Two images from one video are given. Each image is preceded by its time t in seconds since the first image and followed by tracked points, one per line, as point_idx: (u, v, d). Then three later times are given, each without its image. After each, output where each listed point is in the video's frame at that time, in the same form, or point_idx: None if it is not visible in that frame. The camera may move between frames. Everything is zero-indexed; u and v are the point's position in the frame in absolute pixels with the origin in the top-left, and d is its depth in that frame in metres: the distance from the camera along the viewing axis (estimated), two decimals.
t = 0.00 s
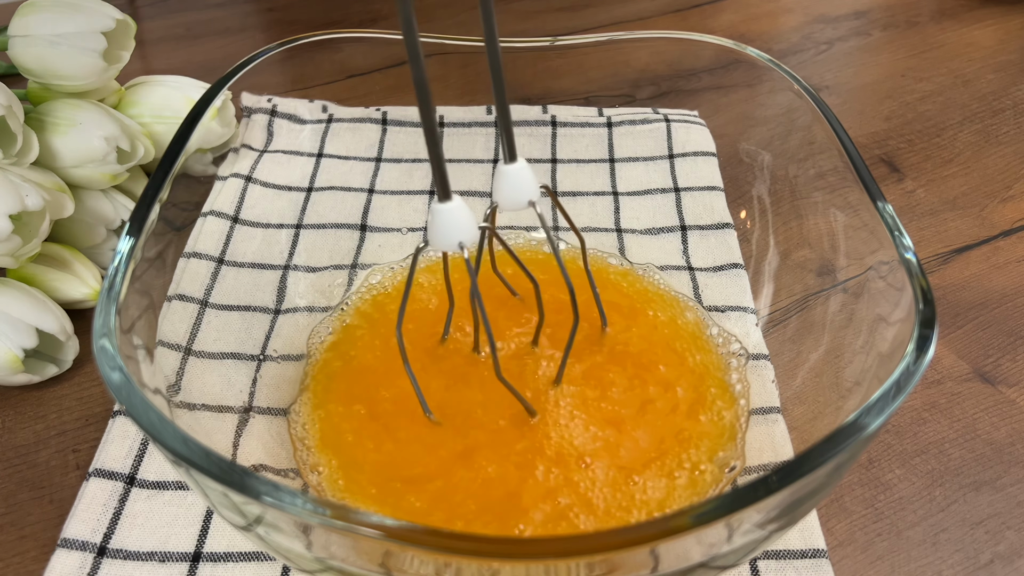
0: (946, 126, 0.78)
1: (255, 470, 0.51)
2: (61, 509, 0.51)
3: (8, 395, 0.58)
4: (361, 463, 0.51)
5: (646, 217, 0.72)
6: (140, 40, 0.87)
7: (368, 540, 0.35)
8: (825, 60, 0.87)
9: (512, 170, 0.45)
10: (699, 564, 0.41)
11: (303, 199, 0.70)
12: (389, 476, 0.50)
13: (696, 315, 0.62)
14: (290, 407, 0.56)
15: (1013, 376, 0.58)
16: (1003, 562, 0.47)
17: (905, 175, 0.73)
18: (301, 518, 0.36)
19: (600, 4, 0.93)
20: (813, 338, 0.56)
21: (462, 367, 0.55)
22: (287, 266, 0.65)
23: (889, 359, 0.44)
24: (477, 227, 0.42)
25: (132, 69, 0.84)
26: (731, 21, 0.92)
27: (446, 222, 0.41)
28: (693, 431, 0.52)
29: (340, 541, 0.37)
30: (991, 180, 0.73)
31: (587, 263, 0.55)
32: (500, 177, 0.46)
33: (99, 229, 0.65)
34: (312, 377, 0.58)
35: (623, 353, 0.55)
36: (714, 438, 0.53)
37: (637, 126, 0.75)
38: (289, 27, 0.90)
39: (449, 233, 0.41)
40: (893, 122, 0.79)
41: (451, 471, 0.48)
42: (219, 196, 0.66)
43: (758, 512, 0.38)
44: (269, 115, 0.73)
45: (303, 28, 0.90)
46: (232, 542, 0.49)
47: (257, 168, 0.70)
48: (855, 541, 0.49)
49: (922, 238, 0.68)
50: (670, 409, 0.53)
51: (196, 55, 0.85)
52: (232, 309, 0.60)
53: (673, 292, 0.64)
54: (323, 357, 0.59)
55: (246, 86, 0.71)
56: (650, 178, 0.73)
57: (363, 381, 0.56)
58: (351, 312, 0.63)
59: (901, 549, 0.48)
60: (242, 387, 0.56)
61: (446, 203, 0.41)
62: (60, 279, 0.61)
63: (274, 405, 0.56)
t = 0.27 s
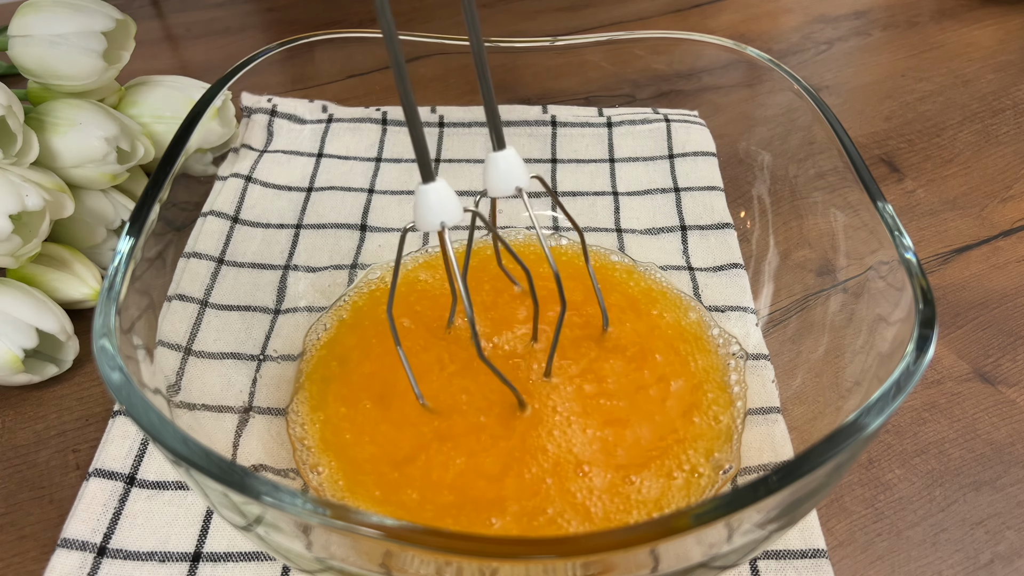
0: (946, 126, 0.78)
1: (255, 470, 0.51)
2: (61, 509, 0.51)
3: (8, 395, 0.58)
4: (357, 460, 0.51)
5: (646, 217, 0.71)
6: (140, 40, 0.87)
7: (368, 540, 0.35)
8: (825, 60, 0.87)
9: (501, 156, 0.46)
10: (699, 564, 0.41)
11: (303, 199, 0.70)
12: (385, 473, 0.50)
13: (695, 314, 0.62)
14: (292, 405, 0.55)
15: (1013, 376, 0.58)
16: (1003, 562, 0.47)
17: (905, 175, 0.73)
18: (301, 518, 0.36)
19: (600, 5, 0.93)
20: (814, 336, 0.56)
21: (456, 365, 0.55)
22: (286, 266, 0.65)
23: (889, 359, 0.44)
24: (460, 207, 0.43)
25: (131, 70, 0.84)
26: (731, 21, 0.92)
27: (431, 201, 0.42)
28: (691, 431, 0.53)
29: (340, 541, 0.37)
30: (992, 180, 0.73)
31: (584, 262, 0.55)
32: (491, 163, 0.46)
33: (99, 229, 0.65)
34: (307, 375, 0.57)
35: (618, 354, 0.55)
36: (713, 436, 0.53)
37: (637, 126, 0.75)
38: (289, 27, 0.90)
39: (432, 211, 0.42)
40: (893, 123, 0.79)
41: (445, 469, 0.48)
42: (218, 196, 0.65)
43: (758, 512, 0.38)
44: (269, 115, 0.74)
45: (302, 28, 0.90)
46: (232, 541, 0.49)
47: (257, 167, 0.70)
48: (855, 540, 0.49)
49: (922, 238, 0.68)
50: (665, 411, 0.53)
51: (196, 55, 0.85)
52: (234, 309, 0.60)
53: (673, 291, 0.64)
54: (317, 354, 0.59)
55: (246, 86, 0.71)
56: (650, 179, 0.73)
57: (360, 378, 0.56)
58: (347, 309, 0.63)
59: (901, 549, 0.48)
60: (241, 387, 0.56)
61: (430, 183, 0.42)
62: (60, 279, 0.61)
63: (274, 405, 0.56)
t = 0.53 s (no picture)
0: (946, 126, 0.78)
1: (255, 470, 0.51)
2: (61, 509, 0.51)
3: (8, 395, 0.58)
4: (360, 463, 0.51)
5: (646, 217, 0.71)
6: (140, 40, 0.87)
7: (371, 540, 0.35)
8: (825, 60, 0.87)
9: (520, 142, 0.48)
10: (699, 564, 0.41)
11: (303, 199, 0.69)
12: (388, 474, 0.50)
13: (699, 314, 0.62)
14: (295, 409, 0.56)
15: (1013, 376, 0.58)
16: (1003, 562, 0.47)
17: (905, 175, 0.73)
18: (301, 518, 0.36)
19: (600, 5, 0.93)
20: (815, 335, 0.56)
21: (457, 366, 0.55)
22: (287, 266, 0.65)
23: (887, 360, 0.44)
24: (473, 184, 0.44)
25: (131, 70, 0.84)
26: (731, 21, 0.92)
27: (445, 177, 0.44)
28: (695, 430, 0.53)
29: (340, 541, 0.37)
30: (991, 180, 0.73)
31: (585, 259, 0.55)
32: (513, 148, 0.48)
33: (99, 230, 0.65)
34: (310, 379, 0.58)
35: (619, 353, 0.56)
36: (717, 435, 0.53)
37: (637, 126, 0.75)
38: (289, 27, 0.90)
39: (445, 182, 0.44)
40: (893, 123, 0.79)
41: (445, 468, 0.49)
42: (218, 196, 0.65)
43: (758, 512, 0.38)
44: (269, 115, 0.73)
45: (303, 28, 0.90)
46: (233, 541, 0.48)
47: (257, 168, 0.70)
48: (855, 540, 0.49)
49: (922, 238, 0.68)
50: (669, 409, 0.53)
51: (196, 55, 0.85)
52: (234, 308, 0.60)
53: (676, 289, 0.64)
54: (321, 358, 0.59)
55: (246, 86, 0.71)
56: (650, 179, 0.73)
57: (362, 379, 0.56)
58: (350, 312, 0.63)
59: (900, 549, 0.48)
60: (242, 386, 0.56)
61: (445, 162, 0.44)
62: (60, 279, 0.61)
63: (274, 405, 0.56)
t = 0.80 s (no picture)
0: (946, 126, 0.78)
1: (255, 470, 0.50)
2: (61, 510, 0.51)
3: (7, 395, 0.58)
4: (358, 466, 0.52)
5: (647, 216, 0.71)
6: (140, 40, 0.87)
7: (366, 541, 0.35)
8: (825, 60, 0.87)
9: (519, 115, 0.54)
10: (699, 563, 0.41)
11: (303, 198, 0.69)
12: (388, 480, 0.51)
13: (695, 317, 0.63)
14: (292, 409, 0.56)
15: (1012, 376, 0.58)
16: (1002, 562, 0.48)
17: (905, 175, 0.73)
18: (301, 519, 0.36)
19: (600, 5, 0.93)
20: (814, 335, 0.56)
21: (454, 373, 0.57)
22: (287, 266, 0.65)
23: (885, 362, 0.44)
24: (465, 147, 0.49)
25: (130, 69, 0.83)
26: (731, 21, 0.92)
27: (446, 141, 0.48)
28: (687, 437, 0.54)
29: (341, 542, 0.37)
30: (991, 181, 0.73)
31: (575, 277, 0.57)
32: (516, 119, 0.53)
33: (99, 229, 0.65)
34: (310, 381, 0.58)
35: (610, 367, 0.57)
36: (711, 440, 0.54)
37: (640, 124, 0.74)
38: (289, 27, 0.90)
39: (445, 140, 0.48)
40: (894, 122, 0.79)
41: (438, 475, 0.51)
42: (219, 196, 0.63)
43: (758, 512, 0.38)
44: (269, 115, 0.70)
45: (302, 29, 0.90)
46: (232, 541, 0.48)
47: (257, 168, 0.67)
48: (855, 540, 0.49)
49: (922, 238, 0.68)
50: (658, 420, 0.55)
51: (196, 55, 0.85)
52: (233, 312, 0.60)
53: (672, 293, 0.65)
54: (318, 358, 0.60)
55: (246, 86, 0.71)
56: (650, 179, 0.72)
57: (362, 389, 0.57)
58: (347, 314, 0.64)
59: (900, 549, 0.48)
60: (240, 384, 0.56)
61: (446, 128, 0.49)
62: (60, 279, 0.61)
63: (273, 406, 0.56)
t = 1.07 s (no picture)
0: (947, 125, 0.78)
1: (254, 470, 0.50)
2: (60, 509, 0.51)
3: (8, 395, 0.58)
4: (359, 464, 0.53)
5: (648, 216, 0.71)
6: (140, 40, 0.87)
7: (365, 542, 0.35)
8: (825, 60, 0.87)
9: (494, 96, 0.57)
10: (700, 563, 0.41)
11: (304, 197, 0.69)
12: (388, 479, 0.52)
13: (694, 318, 0.63)
14: (291, 412, 0.56)
15: (1011, 376, 0.58)
16: (1002, 563, 0.47)
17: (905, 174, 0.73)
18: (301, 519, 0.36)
19: (599, 5, 0.93)
20: (812, 335, 0.56)
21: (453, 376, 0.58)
22: (286, 267, 0.65)
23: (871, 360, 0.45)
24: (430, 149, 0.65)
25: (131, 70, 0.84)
26: (731, 22, 0.91)
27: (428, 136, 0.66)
28: (686, 436, 0.54)
29: (340, 541, 0.37)
30: (992, 180, 0.73)
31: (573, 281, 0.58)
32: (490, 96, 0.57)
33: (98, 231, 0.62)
34: (309, 381, 0.59)
35: (608, 370, 0.58)
36: (711, 438, 0.54)
37: (645, 124, 0.73)
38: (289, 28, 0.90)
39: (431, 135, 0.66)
40: (895, 122, 0.79)
41: (439, 474, 0.51)
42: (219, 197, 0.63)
43: (760, 511, 0.38)
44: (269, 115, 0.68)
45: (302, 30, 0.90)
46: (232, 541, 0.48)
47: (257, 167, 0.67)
48: (855, 540, 0.48)
49: (922, 237, 0.68)
50: (657, 421, 0.55)
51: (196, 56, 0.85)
52: (233, 312, 0.59)
53: (672, 295, 0.65)
54: (317, 357, 0.60)
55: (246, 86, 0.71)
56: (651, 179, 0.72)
57: (363, 390, 0.58)
58: (346, 314, 0.64)
59: (900, 549, 0.48)
60: (235, 386, 0.55)
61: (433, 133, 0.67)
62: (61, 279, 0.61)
63: (273, 406, 0.56)
